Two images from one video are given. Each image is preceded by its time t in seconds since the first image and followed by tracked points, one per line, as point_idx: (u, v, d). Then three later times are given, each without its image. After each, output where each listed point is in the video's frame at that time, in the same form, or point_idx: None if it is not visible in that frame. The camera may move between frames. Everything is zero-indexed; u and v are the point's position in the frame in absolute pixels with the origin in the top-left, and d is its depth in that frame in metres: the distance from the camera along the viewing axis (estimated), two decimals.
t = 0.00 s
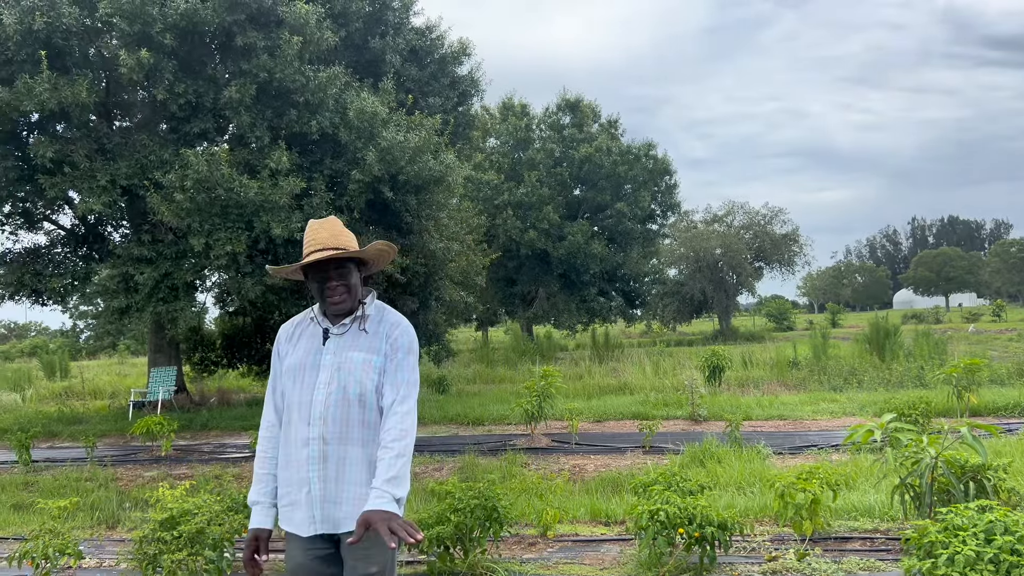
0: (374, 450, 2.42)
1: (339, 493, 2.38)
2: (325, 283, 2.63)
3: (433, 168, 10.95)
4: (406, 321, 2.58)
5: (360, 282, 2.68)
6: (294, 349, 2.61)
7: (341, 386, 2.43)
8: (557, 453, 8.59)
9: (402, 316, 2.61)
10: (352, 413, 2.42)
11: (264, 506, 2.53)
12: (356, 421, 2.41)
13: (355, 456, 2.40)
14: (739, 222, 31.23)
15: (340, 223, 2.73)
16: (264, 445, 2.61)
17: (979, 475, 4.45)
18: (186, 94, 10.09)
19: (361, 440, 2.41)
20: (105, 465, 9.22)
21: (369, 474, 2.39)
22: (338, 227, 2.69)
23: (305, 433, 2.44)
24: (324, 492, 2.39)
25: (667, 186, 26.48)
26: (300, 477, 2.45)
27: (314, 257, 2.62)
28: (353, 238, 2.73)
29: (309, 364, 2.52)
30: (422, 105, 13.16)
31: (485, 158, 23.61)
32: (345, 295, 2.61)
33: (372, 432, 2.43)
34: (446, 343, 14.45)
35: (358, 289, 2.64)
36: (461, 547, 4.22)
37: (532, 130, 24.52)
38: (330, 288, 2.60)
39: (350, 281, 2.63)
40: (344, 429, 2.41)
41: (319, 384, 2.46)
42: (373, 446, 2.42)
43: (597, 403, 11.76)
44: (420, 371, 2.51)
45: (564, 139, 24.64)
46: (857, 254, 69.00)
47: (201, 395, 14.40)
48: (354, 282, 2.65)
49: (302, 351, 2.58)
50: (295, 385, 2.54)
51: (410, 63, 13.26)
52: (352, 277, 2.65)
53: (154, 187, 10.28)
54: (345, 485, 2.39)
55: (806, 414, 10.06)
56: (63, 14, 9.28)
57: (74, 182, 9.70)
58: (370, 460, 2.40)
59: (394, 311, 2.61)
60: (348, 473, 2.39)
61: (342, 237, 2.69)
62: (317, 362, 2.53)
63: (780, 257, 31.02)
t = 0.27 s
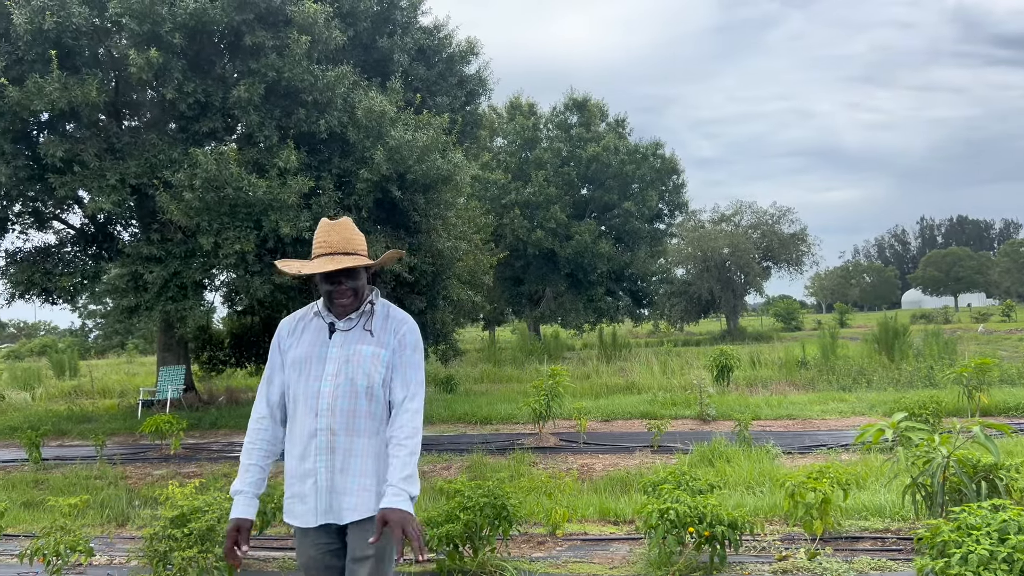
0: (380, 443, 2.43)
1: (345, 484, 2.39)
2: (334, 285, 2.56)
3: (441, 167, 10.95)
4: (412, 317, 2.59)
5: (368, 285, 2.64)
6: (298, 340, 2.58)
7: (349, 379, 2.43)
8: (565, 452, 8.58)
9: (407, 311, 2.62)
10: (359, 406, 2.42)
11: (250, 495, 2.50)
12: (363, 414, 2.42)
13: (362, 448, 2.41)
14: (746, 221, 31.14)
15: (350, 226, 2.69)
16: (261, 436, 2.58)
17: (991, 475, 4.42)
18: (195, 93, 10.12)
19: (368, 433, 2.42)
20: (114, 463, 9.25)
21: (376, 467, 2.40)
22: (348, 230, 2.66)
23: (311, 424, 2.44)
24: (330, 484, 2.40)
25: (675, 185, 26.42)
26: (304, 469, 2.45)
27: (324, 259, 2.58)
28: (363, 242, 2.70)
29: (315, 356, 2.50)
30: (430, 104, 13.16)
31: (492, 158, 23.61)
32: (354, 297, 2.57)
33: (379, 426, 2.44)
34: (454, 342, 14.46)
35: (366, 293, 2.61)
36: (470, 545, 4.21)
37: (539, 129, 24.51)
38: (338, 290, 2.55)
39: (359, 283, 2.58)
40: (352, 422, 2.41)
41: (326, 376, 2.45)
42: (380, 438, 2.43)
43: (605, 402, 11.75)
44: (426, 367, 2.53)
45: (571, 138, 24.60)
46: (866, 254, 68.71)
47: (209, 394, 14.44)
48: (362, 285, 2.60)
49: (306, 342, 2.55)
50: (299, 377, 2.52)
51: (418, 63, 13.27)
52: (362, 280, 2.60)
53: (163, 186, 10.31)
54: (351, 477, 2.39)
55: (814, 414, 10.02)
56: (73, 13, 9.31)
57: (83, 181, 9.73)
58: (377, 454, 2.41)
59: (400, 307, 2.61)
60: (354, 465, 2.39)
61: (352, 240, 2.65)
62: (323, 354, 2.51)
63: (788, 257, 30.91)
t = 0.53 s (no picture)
0: (389, 445, 2.44)
1: (355, 487, 2.38)
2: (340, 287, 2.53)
3: (449, 166, 10.95)
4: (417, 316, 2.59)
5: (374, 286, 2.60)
6: (302, 340, 2.55)
7: (358, 381, 2.42)
8: (573, 451, 8.57)
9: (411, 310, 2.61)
10: (368, 409, 2.42)
11: (260, 501, 2.50)
12: (372, 417, 2.42)
13: (371, 451, 2.41)
14: (754, 221, 31.05)
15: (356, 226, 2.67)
16: (265, 439, 2.56)
17: (1002, 475, 4.38)
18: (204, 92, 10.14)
19: (377, 436, 2.42)
20: (123, 461, 9.28)
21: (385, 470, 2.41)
22: (353, 230, 2.64)
23: (319, 427, 2.42)
24: (340, 488, 2.39)
25: (683, 184, 26.35)
26: (311, 472, 2.44)
27: (327, 261, 2.57)
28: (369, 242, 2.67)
29: (321, 358, 2.48)
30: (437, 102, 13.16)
31: (499, 157, 23.60)
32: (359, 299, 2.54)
33: (387, 428, 2.44)
34: (461, 341, 14.45)
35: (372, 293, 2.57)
36: (477, 543, 4.20)
37: (547, 128, 24.50)
38: (341, 292, 2.52)
39: (363, 284, 2.54)
40: (360, 425, 2.40)
41: (333, 378, 2.44)
42: (389, 441, 2.43)
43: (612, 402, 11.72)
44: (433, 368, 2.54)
45: (578, 137, 24.56)
46: (874, 254, 68.43)
47: (217, 392, 14.48)
48: (367, 286, 2.56)
49: (311, 342, 2.52)
50: (304, 379, 2.50)
51: (426, 61, 13.27)
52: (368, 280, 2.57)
53: (171, 184, 10.33)
54: (359, 480, 2.39)
55: (823, 414, 9.97)
56: (82, 12, 9.33)
57: (91, 180, 9.76)
58: (386, 457, 2.42)
59: (405, 306, 2.60)
60: (364, 468, 2.39)
61: (357, 242, 2.62)
62: (329, 354, 2.49)
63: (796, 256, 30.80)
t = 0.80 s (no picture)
0: (398, 452, 2.41)
1: (364, 496, 2.36)
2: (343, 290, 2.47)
3: (453, 165, 10.95)
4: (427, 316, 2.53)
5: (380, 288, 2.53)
6: (308, 342, 2.50)
7: (366, 388, 2.39)
8: (577, 450, 8.56)
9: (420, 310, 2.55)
10: (377, 417, 2.39)
11: (280, 503, 2.53)
12: (381, 424, 2.39)
13: (380, 460, 2.38)
14: (759, 220, 30.99)
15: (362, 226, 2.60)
16: (279, 440, 2.56)
17: (1009, 474, 4.35)
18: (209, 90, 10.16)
19: (386, 443, 2.39)
20: (128, 459, 9.29)
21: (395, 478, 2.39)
22: (358, 230, 2.57)
23: (328, 434, 2.40)
24: (349, 497, 2.37)
25: (688, 184, 26.30)
26: (321, 479, 2.42)
27: (330, 265, 2.51)
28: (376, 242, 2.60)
29: (329, 362, 2.44)
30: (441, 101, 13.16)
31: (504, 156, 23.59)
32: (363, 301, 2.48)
33: (395, 434, 2.42)
34: (466, 340, 14.44)
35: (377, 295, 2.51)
36: (480, 542, 4.20)
37: (551, 127, 24.49)
38: (345, 295, 2.46)
39: (367, 287, 2.47)
40: (369, 433, 2.38)
41: (342, 384, 2.40)
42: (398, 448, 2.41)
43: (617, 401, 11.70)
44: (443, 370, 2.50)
45: (583, 136, 24.53)
46: (880, 254, 68.24)
47: (222, 390, 14.50)
48: (372, 289, 2.49)
49: (318, 345, 2.48)
50: (312, 383, 2.46)
51: (430, 60, 13.28)
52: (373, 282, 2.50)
53: (177, 182, 10.35)
54: (369, 489, 2.37)
55: (828, 414, 9.94)
56: (87, 10, 9.35)
57: (97, 178, 9.78)
58: (396, 465, 2.40)
59: (414, 305, 2.54)
60: (373, 477, 2.37)
61: (362, 243, 2.56)
62: (337, 359, 2.45)
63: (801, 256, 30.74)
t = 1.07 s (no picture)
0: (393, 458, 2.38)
1: (358, 503, 2.35)
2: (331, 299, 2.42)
3: (457, 164, 10.93)
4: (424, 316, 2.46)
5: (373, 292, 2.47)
6: (308, 345, 2.49)
7: (359, 395, 2.36)
8: (579, 450, 8.55)
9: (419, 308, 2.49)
10: (370, 424, 2.36)
11: (293, 495, 2.44)
12: (375, 431, 2.36)
13: (373, 466, 2.36)
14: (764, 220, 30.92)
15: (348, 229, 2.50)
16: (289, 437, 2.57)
17: (1013, 476, 4.32)
18: (213, 88, 10.17)
19: (379, 450, 2.37)
20: (131, 457, 9.30)
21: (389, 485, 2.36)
22: (345, 235, 2.47)
23: (325, 440, 2.39)
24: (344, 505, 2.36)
25: (692, 183, 26.24)
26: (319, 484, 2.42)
27: (317, 275, 2.44)
28: (364, 244, 2.50)
29: (326, 367, 2.43)
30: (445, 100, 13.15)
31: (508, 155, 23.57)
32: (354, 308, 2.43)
33: (389, 440, 2.39)
34: (469, 339, 14.43)
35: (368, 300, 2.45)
36: (482, 541, 4.19)
37: (556, 126, 24.46)
38: (335, 303, 2.42)
39: (357, 295, 2.41)
40: (362, 440, 2.35)
41: (337, 390, 2.39)
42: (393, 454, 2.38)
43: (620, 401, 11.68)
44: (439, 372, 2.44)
45: (588, 135, 24.49)
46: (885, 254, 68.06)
47: (225, 389, 14.52)
48: (364, 295, 2.44)
49: (316, 349, 2.47)
50: (310, 388, 2.45)
51: (435, 59, 13.28)
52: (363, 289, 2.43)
53: (181, 181, 10.36)
54: (363, 496, 2.36)
55: (832, 414, 9.91)
56: (92, 8, 9.36)
57: (101, 176, 9.79)
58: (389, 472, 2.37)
59: (413, 304, 2.48)
60: (366, 485, 2.35)
61: (349, 248, 2.46)
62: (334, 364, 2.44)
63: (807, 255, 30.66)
